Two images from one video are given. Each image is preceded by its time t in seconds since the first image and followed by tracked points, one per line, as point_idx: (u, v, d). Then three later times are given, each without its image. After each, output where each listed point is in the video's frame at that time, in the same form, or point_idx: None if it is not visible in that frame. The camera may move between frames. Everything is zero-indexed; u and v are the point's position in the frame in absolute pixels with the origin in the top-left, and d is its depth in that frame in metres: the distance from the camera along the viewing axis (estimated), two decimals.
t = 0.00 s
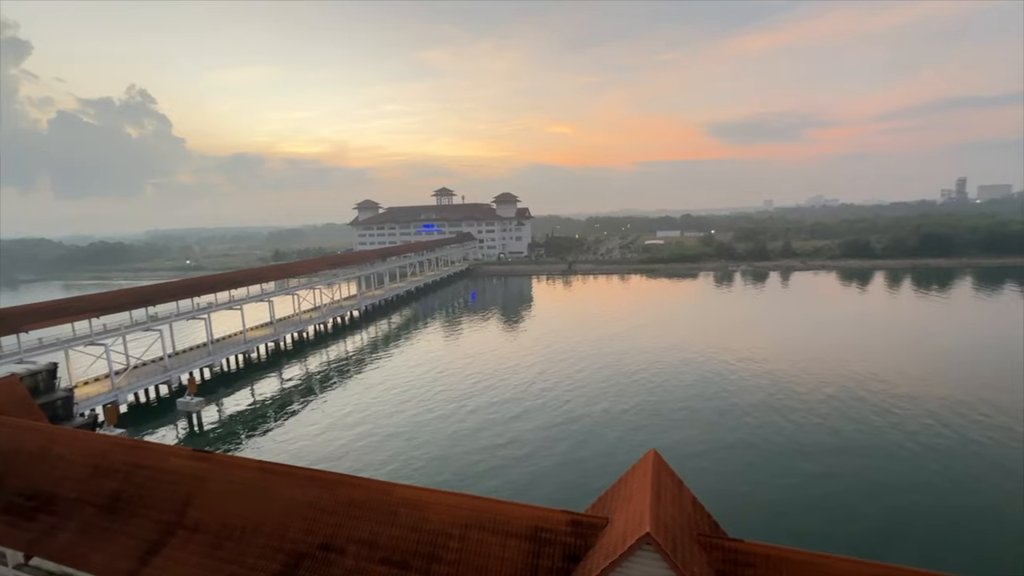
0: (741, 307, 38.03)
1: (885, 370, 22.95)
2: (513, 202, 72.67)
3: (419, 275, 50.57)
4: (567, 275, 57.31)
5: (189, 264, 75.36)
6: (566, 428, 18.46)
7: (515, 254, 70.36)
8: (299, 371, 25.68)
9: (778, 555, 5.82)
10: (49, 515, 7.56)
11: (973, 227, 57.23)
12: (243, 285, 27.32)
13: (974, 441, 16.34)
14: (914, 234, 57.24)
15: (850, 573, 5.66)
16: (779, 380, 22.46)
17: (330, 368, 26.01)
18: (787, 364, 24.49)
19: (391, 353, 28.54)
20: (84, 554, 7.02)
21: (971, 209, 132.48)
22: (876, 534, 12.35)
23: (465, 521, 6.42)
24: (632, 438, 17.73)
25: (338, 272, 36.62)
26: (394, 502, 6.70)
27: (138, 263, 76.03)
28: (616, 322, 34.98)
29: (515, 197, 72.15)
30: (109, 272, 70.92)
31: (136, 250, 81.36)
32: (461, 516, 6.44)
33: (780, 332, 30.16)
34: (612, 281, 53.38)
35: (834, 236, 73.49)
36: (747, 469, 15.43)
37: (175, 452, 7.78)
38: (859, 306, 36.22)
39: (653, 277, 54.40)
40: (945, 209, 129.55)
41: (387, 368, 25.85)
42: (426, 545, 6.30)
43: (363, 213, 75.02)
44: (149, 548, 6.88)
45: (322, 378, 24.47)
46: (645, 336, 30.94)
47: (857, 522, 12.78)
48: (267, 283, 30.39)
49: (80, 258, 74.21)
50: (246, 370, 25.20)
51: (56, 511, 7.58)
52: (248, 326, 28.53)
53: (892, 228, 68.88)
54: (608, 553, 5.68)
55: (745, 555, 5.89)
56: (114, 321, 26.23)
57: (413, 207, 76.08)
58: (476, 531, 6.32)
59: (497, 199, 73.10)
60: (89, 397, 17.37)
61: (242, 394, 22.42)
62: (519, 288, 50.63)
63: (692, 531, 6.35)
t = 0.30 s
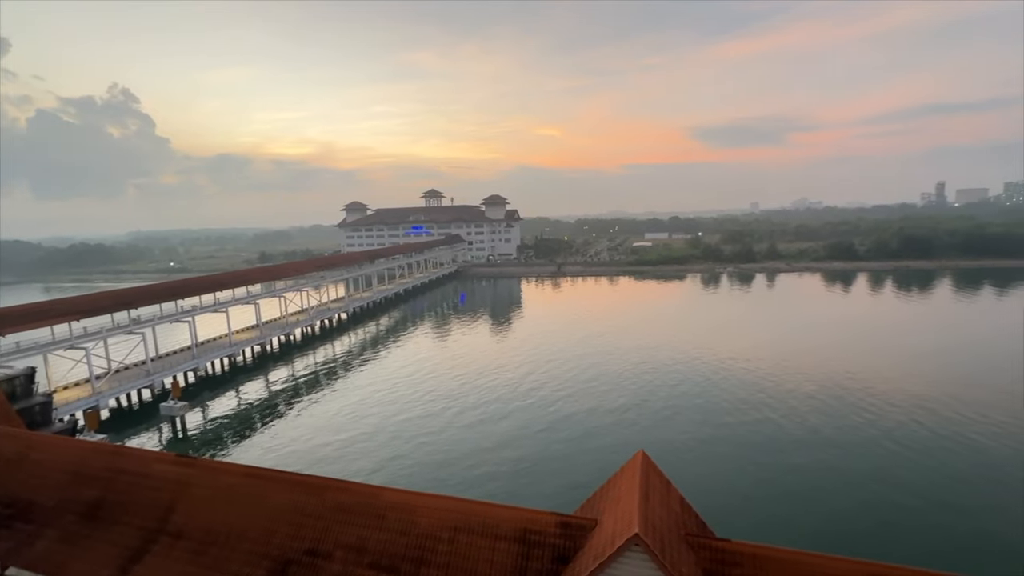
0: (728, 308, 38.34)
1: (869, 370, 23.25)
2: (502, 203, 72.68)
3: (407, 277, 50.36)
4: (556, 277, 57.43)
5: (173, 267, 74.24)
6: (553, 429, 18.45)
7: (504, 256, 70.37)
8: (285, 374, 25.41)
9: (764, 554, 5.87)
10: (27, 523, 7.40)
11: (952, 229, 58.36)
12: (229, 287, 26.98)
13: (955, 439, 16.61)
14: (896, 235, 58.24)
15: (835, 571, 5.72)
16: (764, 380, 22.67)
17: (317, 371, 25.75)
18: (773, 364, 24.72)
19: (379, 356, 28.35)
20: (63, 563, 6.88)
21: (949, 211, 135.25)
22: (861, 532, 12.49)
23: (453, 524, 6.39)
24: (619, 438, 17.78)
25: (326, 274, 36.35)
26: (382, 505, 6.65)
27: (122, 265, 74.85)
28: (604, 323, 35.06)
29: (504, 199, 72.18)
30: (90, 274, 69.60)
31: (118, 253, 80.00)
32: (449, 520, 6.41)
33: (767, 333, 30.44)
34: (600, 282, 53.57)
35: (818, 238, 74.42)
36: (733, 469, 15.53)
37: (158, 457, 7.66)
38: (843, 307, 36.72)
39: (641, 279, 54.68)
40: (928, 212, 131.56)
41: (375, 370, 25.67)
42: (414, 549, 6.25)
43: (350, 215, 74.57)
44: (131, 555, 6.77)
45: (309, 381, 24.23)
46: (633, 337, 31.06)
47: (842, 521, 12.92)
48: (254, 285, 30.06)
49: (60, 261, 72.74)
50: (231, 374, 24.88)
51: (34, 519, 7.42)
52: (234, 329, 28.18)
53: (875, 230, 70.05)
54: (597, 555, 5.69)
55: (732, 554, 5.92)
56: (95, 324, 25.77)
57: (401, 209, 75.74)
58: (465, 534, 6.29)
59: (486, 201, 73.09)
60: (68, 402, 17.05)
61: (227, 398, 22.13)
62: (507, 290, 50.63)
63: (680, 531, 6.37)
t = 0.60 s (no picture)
0: (715, 309, 38.66)
1: (852, 370, 23.53)
2: (490, 205, 72.64)
3: (395, 280, 50.12)
4: (545, 279, 57.53)
5: (157, 269, 73.13)
6: (540, 431, 18.44)
7: (493, 258, 70.37)
8: (271, 377, 25.11)
9: (751, 553, 5.91)
10: (4, 532, 7.22)
11: (932, 232, 59.42)
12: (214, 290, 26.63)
13: (936, 438, 16.88)
14: (878, 238, 59.22)
15: (819, 568, 5.79)
16: (750, 379, 22.85)
17: (304, 375, 25.49)
18: (758, 364, 24.93)
19: (367, 359, 28.14)
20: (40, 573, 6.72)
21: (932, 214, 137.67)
22: (845, 530, 12.64)
23: (441, 527, 6.36)
24: (606, 439, 17.81)
25: (312, 276, 36.04)
26: (370, 510, 6.60)
27: (104, 267, 73.73)
28: (592, 324, 35.16)
29: (493, 201, 72.18)
30: (70, 276, 68.31)
31: (100, 254, 78.62)
32: (437, 523, 6.38)
33: (753, 334, 30.72)
34: (589, 284, 53.74)
35: (803, 241, 75.38)
36: (719, 468, 15.63)
37: (140, 464, 7.53)
38: (828, 308, 37.17)
39: (629, 281, 54.95)
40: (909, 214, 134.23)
41: (362, 373, 25.48)
42: (402, 554, 6.20)
43: (338, 217, 74.09)
44: (112, 564, 6.63)
45: (295, 385, 23.97)
46: (621, 338, 31.17)
47: (827, 520, 13.05)
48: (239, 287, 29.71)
49: (39, 264, 71.30)
50: (216, 378, 24.55)
51: (11, 529, 7.24)
52: (218, 332, 27.82)
53: (858, 232, 71.16)
54: (586, 556, 5.69)
55: (719, 553, 5.96)
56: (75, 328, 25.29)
57: (390, 210, 75.44)
58: (454, 537, 6.26)
59: (475, 203, 73.03)
60: (47, 408, 16.70)
61: (211, 402, 21.82)
62: (496, 292, 50.60)
63: (668, 531, 6.39)
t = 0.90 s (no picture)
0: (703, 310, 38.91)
1: (837, 370, 23.80)
2: (479, 207, 72.60)
3: (383, 282, 49.89)
4: (533, 281, 57.58)
5: (139, 272, 71.96)
6: (527, 433, 18.39)
7: (481, 260, 70.33)
8: (257, 381, 24.80)
9: (738, 552, 5.95)
10: None
11: (912, 234, 60.43)
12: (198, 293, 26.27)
13: (918, 436, 17.13)
14: (861, 239, 60.13)
15: (807, 567, 5.84)
16: (736, 380, 23.03)
17: (291, 378, 25.22)
18: (745, 364, 25.12)
19: (355, 362, 27.91)
20: None
21: (913, 216, 140.26)
22: (830, 528, 12.77)
23: (430, 531, 6.33)
24: (594, 440, 17.83)
25: (299, 279, 35.71)
26: (357, 514, 6.55)
27: (85, 269, 72.41)
28: (581, 326, 35.22)
29: (481, 203, 72.12)
30: (49, 279, 66.98)
31: (80, 257, 77.25)
32: (426, 527, 6.35)
33: (739, 334, 30.98)
34: (577, 286, 53.90)
35: (787, 243, 76.28)
36: (706, 468, 15.71)
37: (121, 470, 7.41)
38: (813, 309, 37.58)
39: (617, 282, 55.22)
40: (892, 216, 136.42)
41: (350, 377, 25.26)
42: (390, 558, 6.15)
43: (325, 219, 73.61)
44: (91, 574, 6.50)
45: (281, 389, 23.70)
46: (609, 340, 31.28)
47: (814, 519, 13.15)
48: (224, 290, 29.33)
49: (16, 267, 69.83)
50: (200, 382, 24.20)
51: None
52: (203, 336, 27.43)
53: (841, 234, 72.25)
54: (576, 558, 5.68)
55: (707, 553, 5.99)
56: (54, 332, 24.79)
57: (377, 212, 75.08)
58: (443, 541, 6.23)
59: (464, 205, 72.92)
60: (24, 414, 16.34)
61: (195, 407, 21.51)
62: (485, 294, 50.53)
63: (657, 531, 6.41)
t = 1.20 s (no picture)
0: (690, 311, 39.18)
1: (821, 369, 24.10)
2: (468, 209, 72.56)
3: (371, 284, 49.60)
4: (522, 283, 57.62)
5: (120, 274, 70.75)
6: (515, 435, 18.37)
7: (470, 262, 70.26)
8: (242, 385, 24.53)
9: (726, 550, 5.99)
10: None
11: (893, 236, 61.50)
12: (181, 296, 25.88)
13: (900, 434, 17.38)
14: (843, 241, 61.08)
15: (793, 565, 5.90)
16: (722, 380, 23.21)
17: (277, 382, 24.94)
18: (731, 364, 25.34)
19: (342, 365, 27.67)
20: None
21: (896, 218, 142.45)
22: (816, 526, 12.89)
23: (419, 535, 6.28)
24: (582, 441, 17.85)
25: (285, 281, 35.37)
26: (345, 519, 6.49)
27: (66, 269, 71.03)
28: (569, 327, 35.27)
29: (470, 205, 72.05)
30: (27, 282, 65.58)
31: (60, 259, 75.76)
32: (414, 531, 6.31)
33: (726, 335, 31.23)
34: (566, 287, 54.04)
35: (772, 245, 77.19)
36: (693, 468, 15.79)
37: (101, 478, 7.26)
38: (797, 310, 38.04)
39: (604, 284, 55.48)
40: (874, 218, 138.69)
41: (338, 380, 25.05)
42: (379, 563, 6.10)
43: (312, 221, 73.06)
44: None
45: (267, 392, 23.43)
46: (597, 340, 31.38)
47: (800, 517, 13.26)
48: (208, 293, 28.96)
49: None
50: (184, 386, 23.83)
51: None
52: (186, 339, 27.03)
53: (825, 236, 73.33)
54: (565, 559, 5.68)
55: (695, 552, 6.02)
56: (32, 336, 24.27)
57: (365, 214, 74.68)
58: (431, 545, 6.19)
59: (452, 207, 72.79)
60: None
61: (178, 412, 21.18)
62: (474, 296, 50.47)
63: (645, 531, 6.43)
